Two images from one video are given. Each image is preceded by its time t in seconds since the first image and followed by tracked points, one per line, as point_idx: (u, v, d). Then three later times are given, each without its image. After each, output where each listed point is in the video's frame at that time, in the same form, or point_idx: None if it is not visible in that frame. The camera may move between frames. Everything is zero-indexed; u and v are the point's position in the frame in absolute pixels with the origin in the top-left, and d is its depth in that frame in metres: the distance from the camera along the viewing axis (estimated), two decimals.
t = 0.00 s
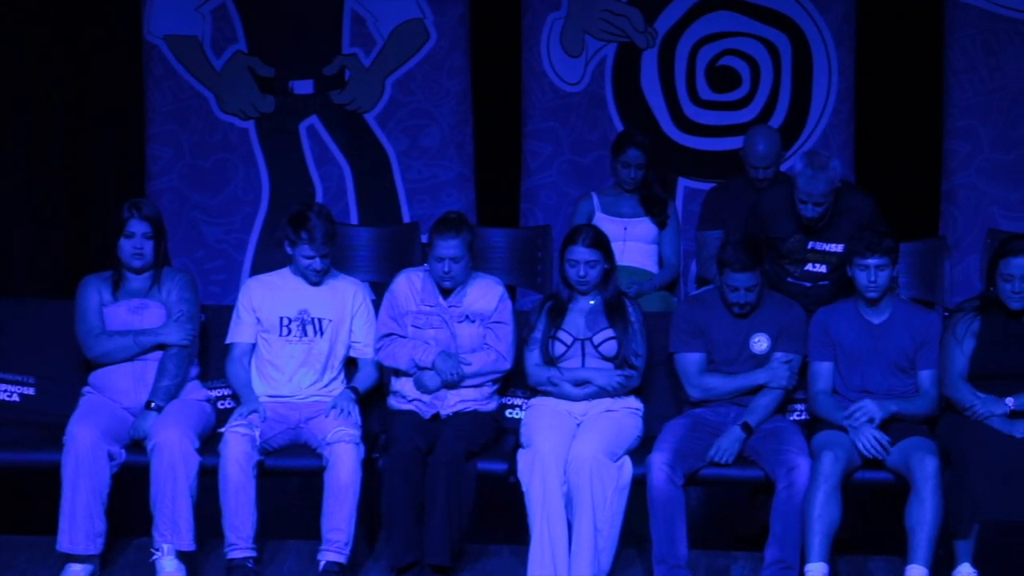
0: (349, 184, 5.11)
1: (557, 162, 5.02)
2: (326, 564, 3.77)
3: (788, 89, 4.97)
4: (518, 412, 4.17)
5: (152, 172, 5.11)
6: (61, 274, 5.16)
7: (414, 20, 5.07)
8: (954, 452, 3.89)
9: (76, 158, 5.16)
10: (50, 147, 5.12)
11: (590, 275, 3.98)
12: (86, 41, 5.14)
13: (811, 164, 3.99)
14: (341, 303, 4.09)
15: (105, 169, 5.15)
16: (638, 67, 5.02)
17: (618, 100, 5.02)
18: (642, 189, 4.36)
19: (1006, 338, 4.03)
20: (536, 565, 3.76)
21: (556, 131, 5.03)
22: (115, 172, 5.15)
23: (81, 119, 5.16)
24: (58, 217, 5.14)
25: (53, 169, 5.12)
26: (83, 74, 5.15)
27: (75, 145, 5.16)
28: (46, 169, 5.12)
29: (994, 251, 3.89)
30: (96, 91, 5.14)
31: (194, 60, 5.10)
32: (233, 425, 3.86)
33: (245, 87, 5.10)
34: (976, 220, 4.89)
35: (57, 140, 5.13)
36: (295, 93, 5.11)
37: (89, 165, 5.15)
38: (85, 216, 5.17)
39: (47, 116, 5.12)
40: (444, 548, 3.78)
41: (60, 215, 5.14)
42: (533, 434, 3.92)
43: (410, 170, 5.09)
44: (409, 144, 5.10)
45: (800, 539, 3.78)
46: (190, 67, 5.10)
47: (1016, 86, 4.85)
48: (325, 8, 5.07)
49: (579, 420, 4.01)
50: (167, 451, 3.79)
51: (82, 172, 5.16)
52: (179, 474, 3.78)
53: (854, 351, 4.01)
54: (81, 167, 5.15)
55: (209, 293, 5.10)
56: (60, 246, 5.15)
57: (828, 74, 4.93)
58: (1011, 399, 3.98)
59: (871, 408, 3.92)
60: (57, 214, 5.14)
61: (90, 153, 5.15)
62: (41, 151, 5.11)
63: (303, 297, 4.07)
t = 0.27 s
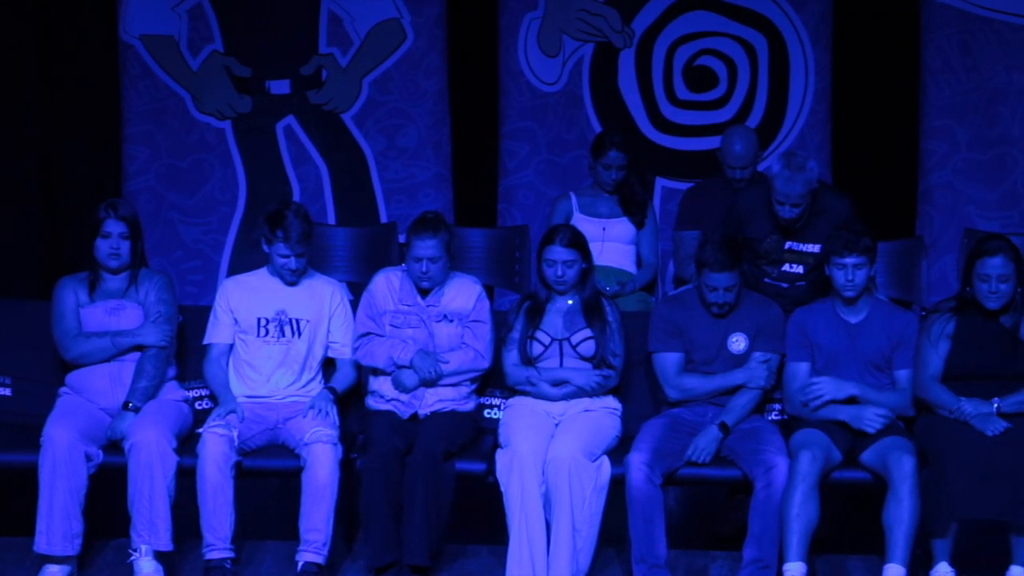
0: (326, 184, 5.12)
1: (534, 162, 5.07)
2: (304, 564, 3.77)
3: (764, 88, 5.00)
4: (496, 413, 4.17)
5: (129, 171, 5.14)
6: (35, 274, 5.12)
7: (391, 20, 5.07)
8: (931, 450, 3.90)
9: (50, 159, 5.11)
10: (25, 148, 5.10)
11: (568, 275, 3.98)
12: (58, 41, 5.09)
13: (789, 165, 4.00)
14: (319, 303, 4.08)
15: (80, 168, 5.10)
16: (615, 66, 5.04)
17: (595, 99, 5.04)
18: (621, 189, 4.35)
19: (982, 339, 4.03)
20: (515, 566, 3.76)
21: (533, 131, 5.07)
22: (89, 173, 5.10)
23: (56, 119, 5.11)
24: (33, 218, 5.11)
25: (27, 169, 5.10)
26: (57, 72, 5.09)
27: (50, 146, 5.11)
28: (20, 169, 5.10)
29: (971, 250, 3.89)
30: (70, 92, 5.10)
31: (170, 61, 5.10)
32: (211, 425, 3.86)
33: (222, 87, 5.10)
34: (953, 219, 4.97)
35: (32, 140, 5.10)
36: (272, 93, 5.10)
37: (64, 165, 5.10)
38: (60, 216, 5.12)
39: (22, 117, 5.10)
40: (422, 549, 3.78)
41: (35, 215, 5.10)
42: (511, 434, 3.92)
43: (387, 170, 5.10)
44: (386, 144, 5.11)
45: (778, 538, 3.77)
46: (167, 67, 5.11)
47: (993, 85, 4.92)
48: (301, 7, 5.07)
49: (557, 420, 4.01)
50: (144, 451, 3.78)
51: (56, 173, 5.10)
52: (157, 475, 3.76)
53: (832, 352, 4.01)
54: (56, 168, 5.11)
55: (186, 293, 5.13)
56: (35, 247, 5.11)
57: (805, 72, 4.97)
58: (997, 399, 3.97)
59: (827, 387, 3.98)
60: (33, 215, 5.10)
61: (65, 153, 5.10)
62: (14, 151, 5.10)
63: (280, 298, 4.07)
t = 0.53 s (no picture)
0: (304, 184, 5.13)
1: (513, 162, 5.09)
2: (283, 564, 3.76)
3: (743, 88, 5.01)
4: (475, 413, 4.17)
5: (107, 171, 5.15)
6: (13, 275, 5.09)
7: (370, 20, 5.08)
8: (910, 449, 3.91)
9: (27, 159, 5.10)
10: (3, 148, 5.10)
11: (547, 276, 3.97)
12: (34, 42, 5.08)
13: (770, 164, 4.01)
14: (297, 303, 4.08)
15: (56, 169, 5.09)
16: (594, 66, 5.04)
17: (573, 99, 5.05)
18: (599, 190, 4.35)
19: (959, 337, 4.04)
20: (494, 565, 3.75)
21: (512, 131, 5.08)
22: (67, 173, 5.10)
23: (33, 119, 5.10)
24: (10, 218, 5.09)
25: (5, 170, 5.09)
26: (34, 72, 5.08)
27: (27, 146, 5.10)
28: None
29: (949, 250, 3.90)
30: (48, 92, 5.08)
31: (149, 61, 5.10)
32: (190, 425, 3.85)
33: (200, 87, 5.11)
34: (930, 219, 4.98)
35: (9, 140, 5.10)
36: (250, 93, 5.10)
37: (43, 165, 5.11)
38: (40, 214, 5.10)
39: None
40: (401, 549, 3.77)
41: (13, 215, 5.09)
42: (490, 434, 3.92)
43: (366, 170, 5.11)
44: (365, 144, 5.12)
45: (757, 537, 3.78)
46: (145, 67, 5.11)
47: (970, 85, 4.92)
48: (280, 7, 5.07)
49: (536, 420, 4.01)
50: (123, 451, 3.77)
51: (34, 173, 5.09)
52: (135, 475, 3.75)
53: (811, 351, 4.03)
54: (32, 168, 5.10)
55: (164, 294, 5.13)
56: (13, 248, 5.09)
57: (783, 72, 4.99)
58: (969, 388, 3.98)
59: (794, 383, 4.01)
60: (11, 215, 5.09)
61: (43, 153, 5.09)
62: None
63: (259, 298, 4.06)
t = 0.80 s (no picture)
0: (283, 184, 5.13)
1: (493, 162, 5.08)
2: (262, 565, 3.76)
3: (722, 88, 5.02)
4: (454, 413, 4.15)
5: (85, 172, 5.13)
6: None
7: (348, 20, 5.08)
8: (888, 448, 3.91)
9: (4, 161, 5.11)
10: None
11: (526, 276, 3.98)
12: (11, 43, 5.09)
13: (757, 161, 4.01)
14: (276, 304, 4.08)
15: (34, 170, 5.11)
16: (573, 66, 5.05)
17: (552, 99, 5.06)
18: (578, 189, 4.37)
19: (937, 335, 4.03)
20: (474, 566, 3.75)
21: (492, 131, 5.08)
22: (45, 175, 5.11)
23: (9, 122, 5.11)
24: None
25: None
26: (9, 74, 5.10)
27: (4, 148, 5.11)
28: None
29: (926, 250, 3.91)
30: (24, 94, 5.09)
31: (127, 61, 5.10)
32: (169, 426, 3.85)
33: (179, 87, 5.10)
34: (909, 219, 4.98)
35: None
36: (229, 94, 5.10)
37: (21, 166, 5.11)
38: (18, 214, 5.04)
39: None
40: (380, 549, 3.77)
41: None
42: (470, 435, 3.92)
43: (345, 171, 5.11)
44: (343, 145, 5.12)
45: (736, 536, 3.78)
46: (123, 68, 5.10)
47: (949, 85, 4.93)
48: (258, 7, 5.07)
49: (516, 421, 4.01)
50: (102, 452, 3.77)
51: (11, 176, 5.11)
52: (114, 476, 3.75)
53: (791, 351, 4.03)
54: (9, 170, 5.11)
55: (143, 295, 5.12)
56: None
57: (762, 72, 5.00)
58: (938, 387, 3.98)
59: (766, 382, 4.01)
60: None
61: (21, 153, 5.10)
62: None
63: (238, 298, 4.06)
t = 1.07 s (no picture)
0: (265, 184, 5.14)
1: (474, 163, 5.11)
2: (244, 566, 3.75)
3: (703, 88, 5.03)
4: (436, 413, 4.16)
5: (67, 173, 5.15)
6: None
7: (330, 20, 5.08)
8: (868, 448, 3.92)
9: None
10: None
11: (508, 276, 3.98)
12: None
13: (747, 158, 3.97)
14: (258, 304, 4.07)
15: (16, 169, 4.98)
16: (556, 66, 5.06)
17: (533, 99, 5.07)
18: (560, 189, 4.37)
19: (917, 334, 4.03)
20: (456, 566, 3.75)
21: (474, 131, 5.11)
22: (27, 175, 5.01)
23: None
24: None
25: None
26: None
27: None
28: None
29: (906, 250, 3.94)
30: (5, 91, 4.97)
31: (109, 61, 5.10)
32: (150, 426, 3.85)
33: (161, 87, 5.11)
34: (890, 218, 5.00)
35: None
36: (211, 94, 5.11)
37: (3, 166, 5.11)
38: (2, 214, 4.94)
39: None
40: (363, 549, 3.77)
41: None
42: (452, 435, 3.92)
43: (327, 171, 5.12)
44: (326, 145, 5.12)
45: (718, 535, 3.79)
46: (105, 68, 5.10)
47: (928, 85, 4.96)
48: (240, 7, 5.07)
49: (498, 421, 4.01)
50: (83, 453, 3.76)
51: None
52: (95, 476, 3.74)
53: (772, 351, 4.04)
54: None
55: (125, 295, 5.14)
56: None
57: (744, 73, 5.01)
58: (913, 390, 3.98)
59: (744, 378, 4.03)
60: None
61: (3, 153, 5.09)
62: None
63: (220, 298, 4.06)
